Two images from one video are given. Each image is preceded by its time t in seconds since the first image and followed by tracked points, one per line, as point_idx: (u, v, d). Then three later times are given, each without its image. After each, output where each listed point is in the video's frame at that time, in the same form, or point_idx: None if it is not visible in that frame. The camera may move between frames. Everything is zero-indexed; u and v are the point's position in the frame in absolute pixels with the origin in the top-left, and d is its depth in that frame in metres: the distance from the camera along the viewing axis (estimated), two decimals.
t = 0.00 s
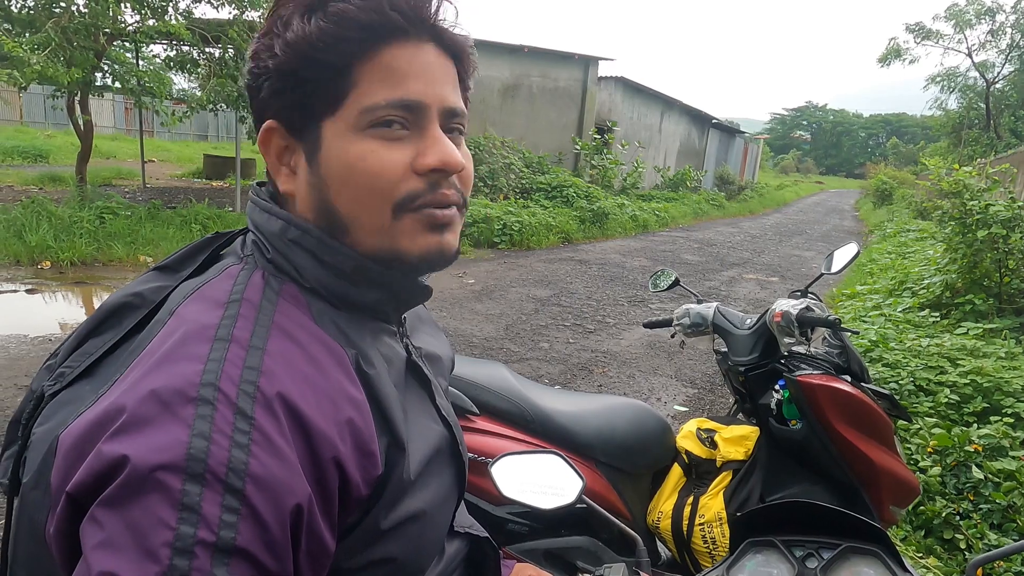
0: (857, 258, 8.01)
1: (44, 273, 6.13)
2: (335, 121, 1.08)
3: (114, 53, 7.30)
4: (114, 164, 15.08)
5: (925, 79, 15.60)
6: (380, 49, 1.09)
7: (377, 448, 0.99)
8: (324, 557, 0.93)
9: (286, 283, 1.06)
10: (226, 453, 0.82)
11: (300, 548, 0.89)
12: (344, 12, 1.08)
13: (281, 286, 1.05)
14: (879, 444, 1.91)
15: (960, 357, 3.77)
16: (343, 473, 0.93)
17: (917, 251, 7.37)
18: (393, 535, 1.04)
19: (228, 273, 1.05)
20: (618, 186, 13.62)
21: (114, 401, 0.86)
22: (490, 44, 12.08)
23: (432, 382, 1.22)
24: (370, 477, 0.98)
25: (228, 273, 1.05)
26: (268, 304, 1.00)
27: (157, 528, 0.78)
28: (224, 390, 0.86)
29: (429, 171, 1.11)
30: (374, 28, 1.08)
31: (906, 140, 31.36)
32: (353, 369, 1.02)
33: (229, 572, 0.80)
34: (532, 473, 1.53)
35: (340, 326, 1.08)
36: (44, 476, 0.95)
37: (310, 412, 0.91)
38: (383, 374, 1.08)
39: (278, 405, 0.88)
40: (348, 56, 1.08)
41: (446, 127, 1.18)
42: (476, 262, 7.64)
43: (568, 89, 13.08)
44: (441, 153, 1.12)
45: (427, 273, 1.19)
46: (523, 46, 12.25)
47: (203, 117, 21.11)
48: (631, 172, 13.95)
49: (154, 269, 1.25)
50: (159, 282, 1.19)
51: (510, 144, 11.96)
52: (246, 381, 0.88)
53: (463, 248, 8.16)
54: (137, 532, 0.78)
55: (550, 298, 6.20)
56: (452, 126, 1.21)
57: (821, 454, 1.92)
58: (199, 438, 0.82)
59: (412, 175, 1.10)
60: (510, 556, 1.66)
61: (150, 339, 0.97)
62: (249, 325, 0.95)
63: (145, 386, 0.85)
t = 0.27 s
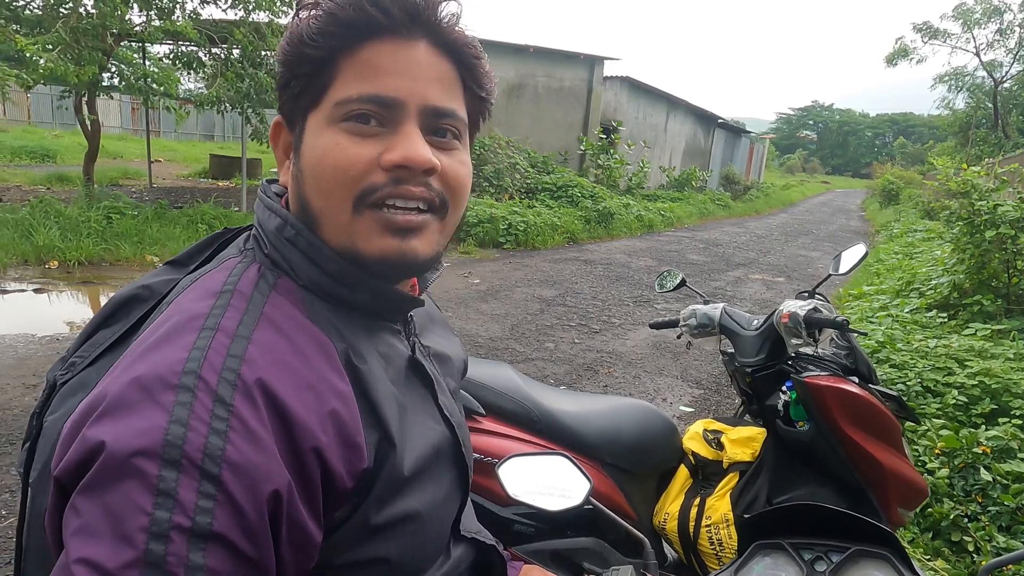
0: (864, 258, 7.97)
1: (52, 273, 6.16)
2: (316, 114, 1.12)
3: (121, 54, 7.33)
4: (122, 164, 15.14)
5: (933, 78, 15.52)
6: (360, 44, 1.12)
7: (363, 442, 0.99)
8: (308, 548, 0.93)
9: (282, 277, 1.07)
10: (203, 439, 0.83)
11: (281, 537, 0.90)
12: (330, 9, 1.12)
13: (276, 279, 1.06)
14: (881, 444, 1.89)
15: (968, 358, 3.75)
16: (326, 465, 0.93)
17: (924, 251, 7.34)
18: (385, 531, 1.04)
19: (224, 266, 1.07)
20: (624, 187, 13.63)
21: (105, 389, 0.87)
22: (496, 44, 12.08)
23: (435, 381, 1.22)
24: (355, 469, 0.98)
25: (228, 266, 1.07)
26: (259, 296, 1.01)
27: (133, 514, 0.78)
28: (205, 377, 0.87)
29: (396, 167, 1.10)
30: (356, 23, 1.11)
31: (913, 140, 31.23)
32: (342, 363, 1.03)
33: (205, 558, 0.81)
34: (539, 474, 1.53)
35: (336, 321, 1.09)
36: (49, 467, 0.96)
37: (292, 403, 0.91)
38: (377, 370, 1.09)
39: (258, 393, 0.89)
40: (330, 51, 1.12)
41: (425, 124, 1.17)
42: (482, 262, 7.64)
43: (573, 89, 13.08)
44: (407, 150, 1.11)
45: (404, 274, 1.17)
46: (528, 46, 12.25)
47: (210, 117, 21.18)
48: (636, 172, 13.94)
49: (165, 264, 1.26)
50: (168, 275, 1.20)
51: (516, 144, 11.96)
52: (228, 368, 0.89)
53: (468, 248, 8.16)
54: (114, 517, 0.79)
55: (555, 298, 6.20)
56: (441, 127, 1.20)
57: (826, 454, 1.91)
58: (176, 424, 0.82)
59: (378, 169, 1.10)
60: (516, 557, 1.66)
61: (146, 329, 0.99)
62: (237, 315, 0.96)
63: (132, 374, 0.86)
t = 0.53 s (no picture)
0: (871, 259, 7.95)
1: (60, 272, 6.19)
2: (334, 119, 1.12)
3: (129, 54, 7.36)
4: (128, 164, 15.19)
5: (940, 77, 15.46)
6: (385, 54, 1.11)
7: (362, 442, 0.99)
8: (306, 547, 0.94)
9: (286, 277, 1.08)
10: (199, 437, 0.83)
11: (278, 536, 0.90)
12: (356, 16, 1.11)
13: (279, 279, 1.06)
14: (890, 448, 1.88)
15: (976, 359, 3.74)
16: (324, 464, 0.93)
17: (931, 252, 7.31)
18: (385, 532, 1.04)
19: (229, 265, 1.08)
20: (629, 187, 13.64)
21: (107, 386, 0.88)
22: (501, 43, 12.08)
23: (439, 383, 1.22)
24: (354, 470, 0.97)
25: (233, 267, 1.07)
26: (260, 295, 1.01)
27: (129, 511, 0.79)
28: (202, 376, 0.87)
29: (414, 181, 1.11)
30: (383, 33, 1.11)
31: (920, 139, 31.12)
32: (342, 364, 1.03)
33: (201, 556, 0.81)
34: (547, 474, 1.53)
35: (339, 321, 1.08)
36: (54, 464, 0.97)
37: (292, 403, 0.91)
38: (379, 370, 1.09)
39: (255, 392, 0.89)
40: (353, 58, 1.11)
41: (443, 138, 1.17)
42: (487, 262, 7.64)
43: (578, 89, 13.07)
44: (426, 165, 1.12)
45: (414, 282, 1.18)
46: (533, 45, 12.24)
47: (216, 117, 21.23)
48: (642, 172, 13.92)
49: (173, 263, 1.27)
50: (176, 273, 1.21)
51: (521, 144, 11.96)
52: (226, 366, 0.89)
53: (473, 248, 8.17)
54: (110, 515, 0.79)
55: (561, 298, 6.20)
56: (459, 139, 1.21)
57: (830, 455, 1.91)
58: (173, 422, 0.82)
59: (396, 182, 1.10)
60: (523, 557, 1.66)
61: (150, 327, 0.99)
62: (238, 314, 0.96)
63: (132, 372, 0.87)
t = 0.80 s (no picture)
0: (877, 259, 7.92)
1: (67, 272, 6.22)
2: (334, 116, 1.12)
3: (136, 55, 7.39)
4: (135, 164, 15.25)
5: (947, 77, 15.38)
6: (381, 48, 1.12)
7: (370, 443, 0.99)
8: (315, 549, 0.94)
9: (293, 277, 1.08)
10: (209, 439, 0.83)
11: (288, 537, 0.90)
12: (351, 12, 1.12)
13: (286, 280, 1.07)
14: (895, 445, 1.88)
15: (984, 360, 3.72)
16: (332, 464, 0.93)
17: (938, 252, 7.28)
18: (392, 532, 1.04)
19: (237, 265, 1.08)
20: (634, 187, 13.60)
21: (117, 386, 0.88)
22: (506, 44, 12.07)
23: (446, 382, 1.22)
24: (362, 471, 0.98)
25: (241, 267, 1.08)
26: (269, 296, 1.02)
27: (139, 513, 0.79)
28: (211, 376, 0.87)
29: (415, 173, 1.12)
30: (378, 28, 1.11)
31: (926, 139, 31.01)
32: (350, 363, 1.03)
33: (212, 557, 0.81)
34: (553, 473, 1.53)
35: (346, 321, 1.09)
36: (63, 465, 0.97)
37: (300, 402, 0.91)
38: (387, 370, 1.09)
39: (263, 391, 0.89)
40: (349, 55, 1.11)
41: (444, 129, 1.17)
42: (492, 262, 7.64)
43: (583, 89, 13.05)
44: (426, 157, 1.12)
45: (419, 276, 1.18)
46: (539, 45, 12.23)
47: (221, 117, 21.29)
48: (647, 172, 13.90)
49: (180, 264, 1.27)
50: (183, 275, 1.21)
51: (526, 144, 11.95)
52: (236, 367, 0.89)
53: (478, 248, 8.17)
54: (120, 517, 0.79)
55: (566, 299, 6.19)
56: (459, 131, 1.21)
57: (838, 456, 1.90)
58: (184, 424, 0.83)
59: (397, 175, 1.11)
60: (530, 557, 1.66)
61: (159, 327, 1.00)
62: (246, 314, 0.97)
63: (141, 373, 0.88)
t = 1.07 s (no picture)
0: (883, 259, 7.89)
1: (74, 272, 6.26)
2: (338, 116, 1.12)
3: (143, 56, 7.42)
4: (141, 164, 15.31)
5: (955, 77, 15.31)
6: (384, 48, 1.12)
7: (375, 443, 0.99)
8: (319, 550, 0.94)
9: (298, 277, 1.08)
10: (215, 440, 0.83)
11: (293, 537, 0.90)
12: (354, 13, 1.12)
13: (291, 280, 1.07)
14: (901, 446, 1.87)
15: (991, 361, 3.70)
16: (338, 465, 0.94)
17: (945, 253, 7.25)
18: (397, 533, 1.04)
19: (242, 266, 1.09)
20: (639, 187, 13.61)
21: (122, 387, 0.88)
22: (511, 44, 12.07)
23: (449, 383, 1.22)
24: (366, 472, 0.98)
25: (246, 269, 1.08)
26: (274, 297, 1.02)
27: (145, 513, 0.79)
28: (217, 377, 0.87)
29: (420, 173, 1.12)
30: (380, 29, 1.12)
31: (933, 140, 30.87)
32: (355, 363, 1.03)
33: (217, 558, 0.81)
34: (558, 473, 1.53)
35: (350, 320, 1.09)
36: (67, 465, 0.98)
37: (305, 403, 0.92)
38: (391, 371, 1.09)
39: (269, 392, 0.89)
40: (352, 56, 1.12)
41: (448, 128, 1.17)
42: (497, 262, 7.64)
43: (589, 89, 13.04)
44: (430, 157, 1.12)
45: (423, 275, 1.18)
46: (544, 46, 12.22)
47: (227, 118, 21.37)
48: (652, 173, 13.88)
49: (185, 264, 1.27)
50: (188, 275, 1.21)
51: (531, 144, 11.95)
52: (241, 368, 0.90)
53: (483, 248, 8.17)
54: (126, 517, 0.79)
55: (571, 299, 6.18)
56: (462, 130, 1.21)
57: (844, 457, 1.89)
58: (189, 425, 0.83)
59: (402, 174, 1.11)
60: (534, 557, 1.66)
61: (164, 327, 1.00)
62: (252, 315, 0.97)
63: (147, 374, 0.88)
